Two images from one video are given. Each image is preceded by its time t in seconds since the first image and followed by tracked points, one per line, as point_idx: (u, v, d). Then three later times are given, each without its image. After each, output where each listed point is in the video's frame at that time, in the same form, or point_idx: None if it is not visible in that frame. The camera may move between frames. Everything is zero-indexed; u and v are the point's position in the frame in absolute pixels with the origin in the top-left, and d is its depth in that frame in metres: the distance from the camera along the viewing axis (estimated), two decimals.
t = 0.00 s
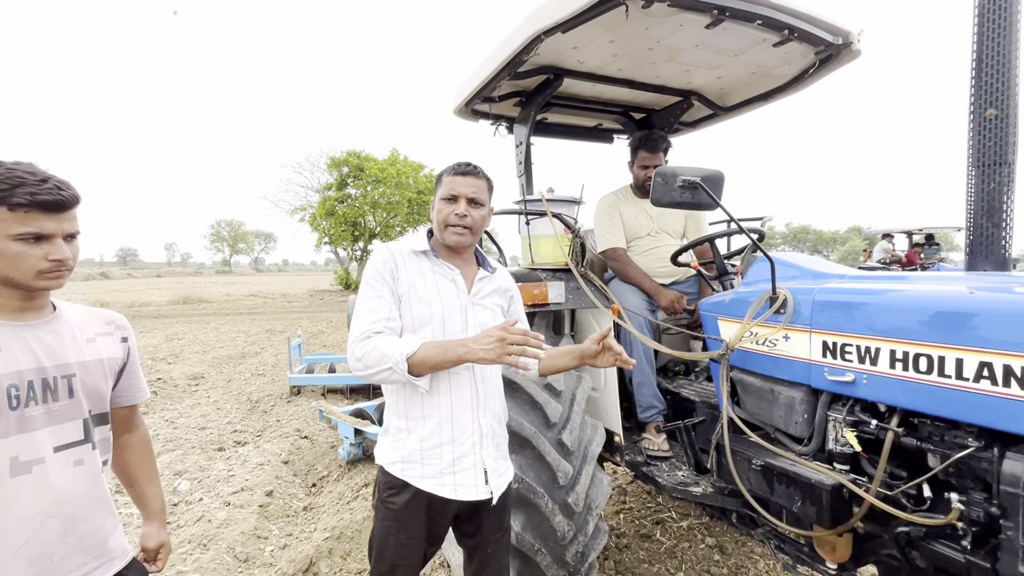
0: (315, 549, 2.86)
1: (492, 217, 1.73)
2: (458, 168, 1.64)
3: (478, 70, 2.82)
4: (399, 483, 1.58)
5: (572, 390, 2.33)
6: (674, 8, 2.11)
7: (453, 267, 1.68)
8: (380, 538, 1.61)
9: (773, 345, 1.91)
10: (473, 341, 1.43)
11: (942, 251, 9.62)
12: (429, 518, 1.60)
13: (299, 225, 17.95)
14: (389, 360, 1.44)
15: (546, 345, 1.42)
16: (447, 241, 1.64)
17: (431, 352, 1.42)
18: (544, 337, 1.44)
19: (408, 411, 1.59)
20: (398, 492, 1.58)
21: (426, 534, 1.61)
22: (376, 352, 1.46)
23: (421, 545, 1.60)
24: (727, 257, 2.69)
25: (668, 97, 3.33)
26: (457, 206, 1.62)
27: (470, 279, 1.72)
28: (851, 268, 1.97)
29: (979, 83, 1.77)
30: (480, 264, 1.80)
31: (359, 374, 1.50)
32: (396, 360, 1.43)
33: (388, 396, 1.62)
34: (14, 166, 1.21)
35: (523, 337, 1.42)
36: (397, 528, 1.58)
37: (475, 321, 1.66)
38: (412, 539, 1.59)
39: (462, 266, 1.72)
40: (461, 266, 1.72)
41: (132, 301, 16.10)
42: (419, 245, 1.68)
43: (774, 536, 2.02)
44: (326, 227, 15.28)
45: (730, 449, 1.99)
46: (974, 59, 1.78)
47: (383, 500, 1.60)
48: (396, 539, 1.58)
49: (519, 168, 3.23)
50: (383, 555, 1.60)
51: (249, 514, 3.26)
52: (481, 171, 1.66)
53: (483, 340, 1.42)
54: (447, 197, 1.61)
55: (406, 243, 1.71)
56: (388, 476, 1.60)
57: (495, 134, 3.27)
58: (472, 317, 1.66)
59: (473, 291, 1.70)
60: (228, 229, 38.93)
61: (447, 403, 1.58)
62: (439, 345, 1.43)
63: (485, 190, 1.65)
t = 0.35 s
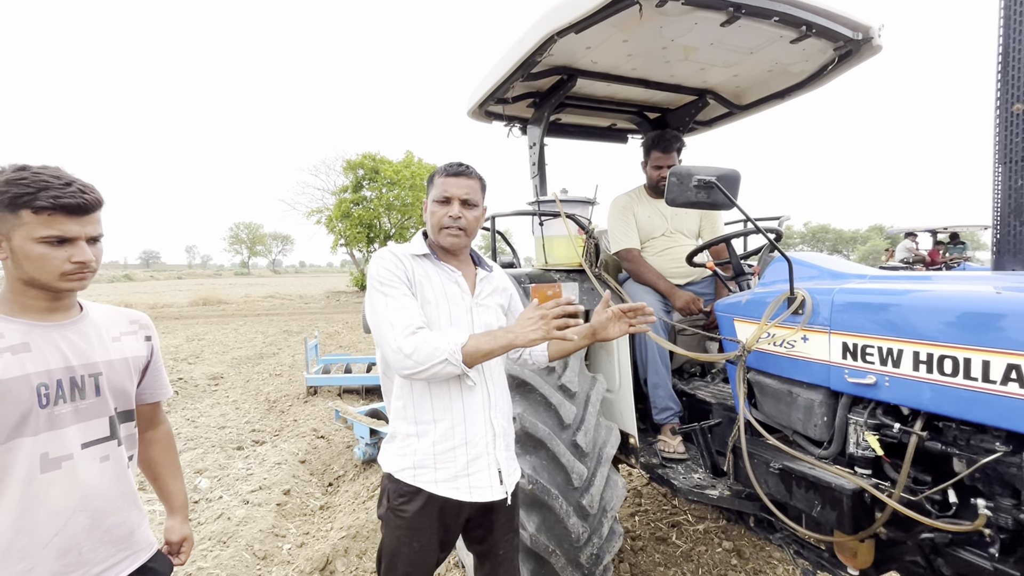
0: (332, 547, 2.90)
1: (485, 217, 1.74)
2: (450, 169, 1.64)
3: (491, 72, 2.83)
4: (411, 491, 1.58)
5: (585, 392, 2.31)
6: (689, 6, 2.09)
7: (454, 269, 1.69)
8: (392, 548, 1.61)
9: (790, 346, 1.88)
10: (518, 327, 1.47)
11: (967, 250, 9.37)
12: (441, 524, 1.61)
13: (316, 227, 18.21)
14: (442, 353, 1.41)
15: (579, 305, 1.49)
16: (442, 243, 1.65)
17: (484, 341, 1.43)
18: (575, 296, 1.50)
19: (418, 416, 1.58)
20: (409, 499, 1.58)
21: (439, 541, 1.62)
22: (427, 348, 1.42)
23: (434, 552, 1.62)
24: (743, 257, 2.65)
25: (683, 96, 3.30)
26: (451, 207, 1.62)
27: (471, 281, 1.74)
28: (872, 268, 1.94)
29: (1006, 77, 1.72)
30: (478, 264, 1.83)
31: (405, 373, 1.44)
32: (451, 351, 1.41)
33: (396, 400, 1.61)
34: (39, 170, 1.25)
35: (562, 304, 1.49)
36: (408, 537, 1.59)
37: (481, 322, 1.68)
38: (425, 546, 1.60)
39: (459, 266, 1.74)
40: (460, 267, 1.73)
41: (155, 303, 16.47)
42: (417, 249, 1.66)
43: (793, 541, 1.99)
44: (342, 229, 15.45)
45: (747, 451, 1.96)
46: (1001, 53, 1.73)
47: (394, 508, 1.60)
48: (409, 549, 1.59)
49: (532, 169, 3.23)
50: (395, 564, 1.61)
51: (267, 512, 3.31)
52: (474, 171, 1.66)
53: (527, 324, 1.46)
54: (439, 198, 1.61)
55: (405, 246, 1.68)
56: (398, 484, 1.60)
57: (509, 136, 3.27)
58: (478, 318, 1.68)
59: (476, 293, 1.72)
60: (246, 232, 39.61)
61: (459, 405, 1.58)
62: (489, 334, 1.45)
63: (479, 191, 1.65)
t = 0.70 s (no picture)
0: (344, 544, 2.90)
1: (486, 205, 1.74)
2: (447, 160, 1.64)
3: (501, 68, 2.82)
4: (427, 489, 1.56)
5: (598, 388, 2.29)
6: None
7: (460, 263, 1.68)
8: (408, 545, 1.60)
9: (807, 341, 1.84)
10: (512, 353, 1.54)
11: (989, 248, 9.15)
12: (458, 518, 1.60)
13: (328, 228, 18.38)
14: (429, 372, 1.43)
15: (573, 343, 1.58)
16: (449, 233, 1.64)
17: (472, 365, 1.47)
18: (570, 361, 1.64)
19: (431, 415, 1.56)
20: (426, 497, 1.56)
21: (455, 536, 1.62)
22: (413, 366, 1.44)
23: (451, 547, 1.61)
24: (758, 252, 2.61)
25: (695, 90, 3.26)
26: (454, 196, 1.62)
27: (478, 275, 1.73)
28: (891, 260, 1.89)
29: None
30: (483, 257, 1.82)
31: (394, 387, 1.47)
32: (437, 373, 1.43)
33: (406, 403, 1.59)
34: (50, 164, 1.27)
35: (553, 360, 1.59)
36: (426, 535, 1.57)
37: (490, 316, 1.68)
38: (442, 543, 1.59)
39: (466, 259, 1.72)
40: (466, 260, 1.72)
41: (172, 304, 16.72)
42: (424, 244, 1.66)
43: (811, 541, 1.94)
44: (354, 230, 15.56)
45: (763, 448, 1.92)
46: None
47: (411, 506, 1.58)
48: (426, 546, 1.58)
49: (543, 165, 3.21)
50: (412, 561, 1.60)
51: (281, 509, 3.33)
52: (470, 160, 1.66)
53: (524, 355, 1.54)
54: (440, 188, 1.61)
55: (410, 244, 1.68)
56: (413, 483, 1.58)
57: (519, 132, 3.26)
58: (487, 313, 1.67)
59: (484, 287, 1.72)
60: (260, 234, 40.10)
61: (474, 403, 1.57)
62: (479, 358, 1.49)
63: (478, 177, 1.65)
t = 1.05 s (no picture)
0: (352, 543, 2.92)
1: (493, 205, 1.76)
2: (468, 162, 1.64)
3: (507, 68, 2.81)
4: (426, 486, 1.57)
5: (605, 388, 2.28)
6: None
7: (459, 262, 1.68)
8: (410, 542, 1.61)
9: (817, 340, 1.82)
10: (495, 364, 1.53)
11: (1002, 246, 9.04)
12: (456, 516, 1.60)
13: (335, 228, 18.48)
14: (413, 379, 1.46)
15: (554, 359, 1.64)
16: (472, 236, 1.65)
17: (455, 374, 1.48)
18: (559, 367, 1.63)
19: (431, 414, 1.57)
20: (425, 493, 1.57)
21: (454, 532, 1.62)
22: (398, 370, 1.48)
23: (450, 544, 1.61)
24: (766, 251, 2.59)
25: (703, 88, 3.24)
26: (478, 199, 1.62)
27: (479, 272, 1.72)
28: (902, 259, 1.86)
29: None
30: (486, 255, 1.81)
31: (382, 390, 1.52)
32: (419, 381, 1.46)
33: (406, 402, 1.61)
34: (45, 166, 1.28)
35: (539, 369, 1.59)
36: (426, 530, 1.58)
37: (489, 315, 1.67)
38: (441, 540, 1.59)
39: (470, 259, 1.72)
40: (469, 260, 1.72)
41: (182, 304, 16.88)
42: (424, 245, 1.67)
43: (821, 542, 1.93)
44: (361, 230, 15.64)
45: (772, 449, 1.91)
46: None
47: (411, 502, 1.60)
48: (425, 543, 1.59)
49: (550, 164, 3.21)
50: (412, 559, 1.61)
51: (290, 507, 3.36)
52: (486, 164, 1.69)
53: (506, 365, 1.54)
54: (470, 191, 1.61)
55: (410, 245, 1.69)
56: (413, 479, 1.60)
57: (526, 131, 3.26)
58: (486, 312, 1.66)
59: (484, 284, 1.70)
60: (269, 234, 40.42)
61: (471, 402, 1.57)
62: (463, 368, 1.50)
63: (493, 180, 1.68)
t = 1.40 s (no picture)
0: (355, 542, 2.93)
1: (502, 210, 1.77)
2: (489, 168, 1.64)
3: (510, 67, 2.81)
4: (425, 482, 1.58)
5: (608, 388, 2.28)
6: None
7: (465, 264, 1.67)
8: (410, 537, 1.61)
9: (822, 341, 1.82)
10: (485, 362, 1.47)
11: (1006, 244, 8.99)
12: (456, 514, 1.60)
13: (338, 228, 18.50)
14: (408, 377, 1.47)
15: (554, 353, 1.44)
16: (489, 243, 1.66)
17: (449, 371, 1.46)
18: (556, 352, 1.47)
19: (430, 412, 1.57)
20: (425, 490, 1.58)
21: (454, 530, 1.62)
22: (395, 368, 1.49)
23: (450, 541, 1.61)
24: (770, 251, 2.58)
25: (706, 87, 3.23)
26: (500, 206, 1.63)
27: (485, 275, 1.72)
28: (908, 259, 1.85)
29: None
30: (493, 256, 1.80)
31: (378, 386, 1.53)
32: (413, 379, 1.46)
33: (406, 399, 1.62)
34: (32, 166, 1.28)
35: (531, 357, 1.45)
36: (426, 526, 1.58)
37: (491, 317, 1.66)
38: (441, 537, 1.59)
39: (476, 262, 1.72)
40: (474, 261, 1.71)
41: (186, 304, 16.94)
42: (429, 246, 1.66)
43: (825, 542, 1.92)
44: (364, 230, 15.66)
45: (776, 449, 1.90)
46: None
47: (412, 500, 1.60)
48: (426, 539, 1.59)
49: (553, 164, 3.20)
50: (414, 556, 1.61)
51: (293, 507, 3.36)
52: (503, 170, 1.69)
53: (495, 361, 1.46)
54: (492, 199, 1.62)
55: (416, 245, 1.69)
56: (413, 476, 1.60)
57: (529, 131, 3.26)
58: (487, 315, 1.65)
59: (489, 286, 1.69)
60: (272, 234, 40.52)
61: (471, 401, 1.57)
62: (456, 365, 1.48)
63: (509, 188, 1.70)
